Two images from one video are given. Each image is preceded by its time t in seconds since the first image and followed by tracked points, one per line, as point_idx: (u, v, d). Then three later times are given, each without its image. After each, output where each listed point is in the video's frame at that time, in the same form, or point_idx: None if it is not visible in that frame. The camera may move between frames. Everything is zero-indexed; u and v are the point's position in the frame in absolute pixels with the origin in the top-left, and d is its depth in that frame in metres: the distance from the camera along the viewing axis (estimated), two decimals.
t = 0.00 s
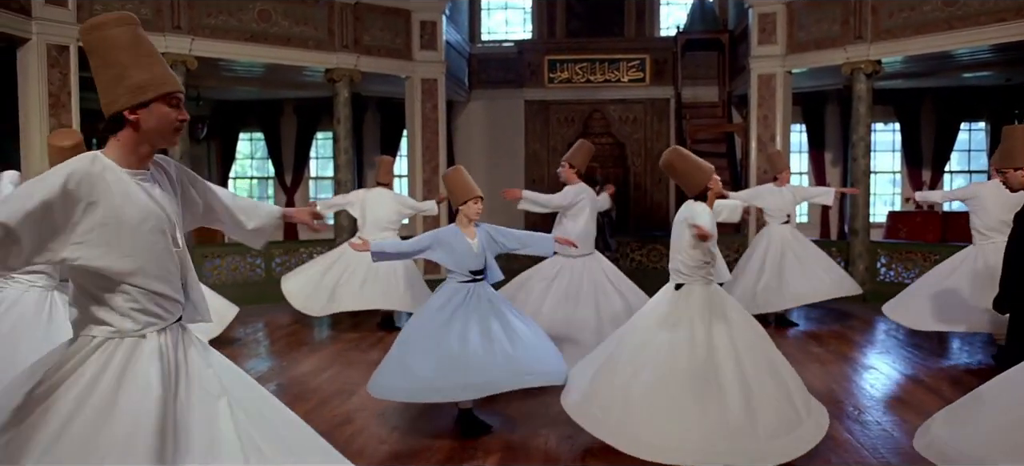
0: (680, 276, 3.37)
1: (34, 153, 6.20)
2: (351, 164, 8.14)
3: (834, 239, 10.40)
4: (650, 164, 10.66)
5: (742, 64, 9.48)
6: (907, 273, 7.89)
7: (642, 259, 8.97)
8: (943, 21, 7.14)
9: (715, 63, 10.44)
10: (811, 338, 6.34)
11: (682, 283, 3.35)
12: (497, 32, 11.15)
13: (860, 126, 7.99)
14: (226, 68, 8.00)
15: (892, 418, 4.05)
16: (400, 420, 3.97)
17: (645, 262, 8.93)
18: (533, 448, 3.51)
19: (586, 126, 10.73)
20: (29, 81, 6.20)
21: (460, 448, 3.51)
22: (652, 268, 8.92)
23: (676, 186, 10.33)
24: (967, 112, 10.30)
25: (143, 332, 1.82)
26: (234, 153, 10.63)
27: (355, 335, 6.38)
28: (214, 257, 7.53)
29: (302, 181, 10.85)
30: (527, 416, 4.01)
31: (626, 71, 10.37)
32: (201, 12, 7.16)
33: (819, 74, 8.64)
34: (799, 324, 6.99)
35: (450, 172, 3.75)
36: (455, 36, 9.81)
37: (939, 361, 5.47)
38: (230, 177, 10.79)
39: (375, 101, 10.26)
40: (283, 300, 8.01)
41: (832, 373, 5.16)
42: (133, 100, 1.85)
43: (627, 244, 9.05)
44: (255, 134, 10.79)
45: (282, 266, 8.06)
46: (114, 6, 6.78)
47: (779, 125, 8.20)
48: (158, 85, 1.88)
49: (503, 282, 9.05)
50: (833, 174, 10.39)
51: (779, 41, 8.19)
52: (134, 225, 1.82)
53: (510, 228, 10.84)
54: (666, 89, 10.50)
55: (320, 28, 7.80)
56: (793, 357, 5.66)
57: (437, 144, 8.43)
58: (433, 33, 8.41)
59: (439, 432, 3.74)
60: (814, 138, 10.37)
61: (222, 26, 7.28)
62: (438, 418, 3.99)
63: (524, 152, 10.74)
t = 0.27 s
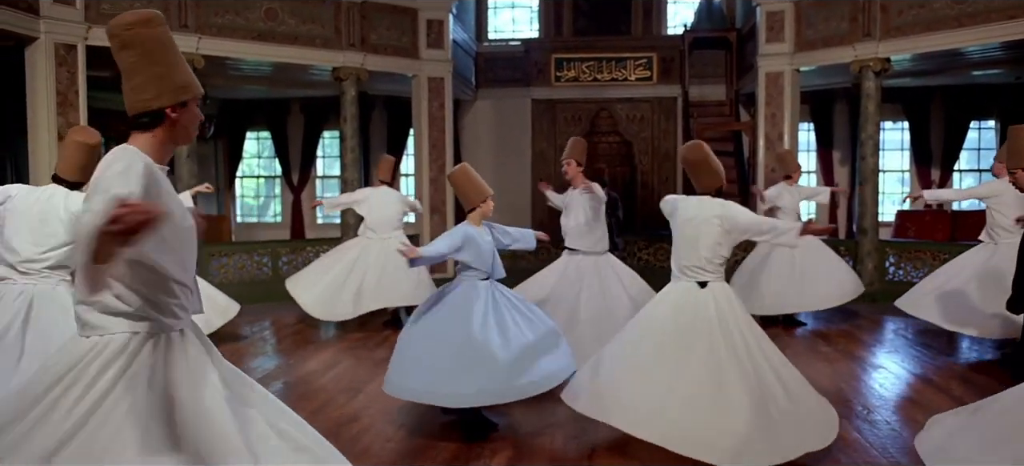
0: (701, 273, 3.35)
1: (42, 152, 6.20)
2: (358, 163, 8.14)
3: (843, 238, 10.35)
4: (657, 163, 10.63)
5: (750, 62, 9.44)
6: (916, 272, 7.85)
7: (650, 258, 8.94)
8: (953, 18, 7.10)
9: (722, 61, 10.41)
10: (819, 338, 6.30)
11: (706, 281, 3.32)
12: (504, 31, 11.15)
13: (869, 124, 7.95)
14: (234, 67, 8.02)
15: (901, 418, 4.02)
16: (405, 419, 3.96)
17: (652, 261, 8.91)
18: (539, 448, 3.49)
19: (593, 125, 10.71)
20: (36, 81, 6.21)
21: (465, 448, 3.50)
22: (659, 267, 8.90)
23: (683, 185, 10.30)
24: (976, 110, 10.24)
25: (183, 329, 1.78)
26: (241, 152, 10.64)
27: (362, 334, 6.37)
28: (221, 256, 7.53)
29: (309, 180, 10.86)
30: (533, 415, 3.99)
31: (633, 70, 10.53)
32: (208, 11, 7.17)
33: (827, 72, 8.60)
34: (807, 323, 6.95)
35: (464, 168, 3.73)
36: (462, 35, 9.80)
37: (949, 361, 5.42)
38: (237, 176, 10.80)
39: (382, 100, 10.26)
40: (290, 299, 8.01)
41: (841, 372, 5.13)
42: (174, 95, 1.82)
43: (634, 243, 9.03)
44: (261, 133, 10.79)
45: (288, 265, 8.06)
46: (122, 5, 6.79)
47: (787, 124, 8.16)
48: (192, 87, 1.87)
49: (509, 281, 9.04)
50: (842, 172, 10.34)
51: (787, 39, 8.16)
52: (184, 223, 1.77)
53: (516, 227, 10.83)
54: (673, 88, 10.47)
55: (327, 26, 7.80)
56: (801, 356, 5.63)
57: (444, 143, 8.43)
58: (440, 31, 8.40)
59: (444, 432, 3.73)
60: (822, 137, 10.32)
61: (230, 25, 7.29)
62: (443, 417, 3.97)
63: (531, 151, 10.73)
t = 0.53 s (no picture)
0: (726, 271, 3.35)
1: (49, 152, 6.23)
2: (364, 162, 8.14)
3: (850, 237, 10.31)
4: (663, 163, 10.62)
5: (757, 61, 9.41)
6: (924, 272, 7.81)
7: (656, 257, 8.93)
8: (962, 16, 7.06)
9: (729, 60, 10.37)
10: (827, 337, 6.28)
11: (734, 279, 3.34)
12: (510, 30, 11.14)
13: (876, 123, 7.91)
14: (241, 67, 8.03)
15: (910, 417, 3.99)
16: (411, 418, 3.95)
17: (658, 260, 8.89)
18: (545, 447, 3.48)
19: (599, 125, 10.69)
20: (44, 81, 6.24)
21: (472, 447, 3.49)
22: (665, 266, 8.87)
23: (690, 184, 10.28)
24: (985, 109, 10.18)
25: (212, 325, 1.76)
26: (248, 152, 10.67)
27: (368, 333, 6.37)
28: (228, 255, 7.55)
29: (315, 179, 10.88)
30: (540, 415, 3.98)
31: (640, 70, 10.37)
32: (215, 10, 7.19)
33: (835, 70, 8.57)
34: (815, 323, 6.92)
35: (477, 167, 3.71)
36: (468, 34, 9.81)
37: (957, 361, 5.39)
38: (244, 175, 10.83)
39: (388, 99, 10.26)
40: (296, 298, 8.02)
41: (849, 372, 5.10)
42: (208, 94, 1.84)
43: (641, 242, 9.01)
44: (268, 133, 10.81)
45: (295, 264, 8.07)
46: (128, 4, 6.80)
47: (794, 123, 8.13)
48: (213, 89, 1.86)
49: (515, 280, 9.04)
50: (849, 172, 10.30)
51: (794, 37, 8.13)
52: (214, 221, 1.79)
53: (523, 226, 10.83)
54: (679, 87, 10.45)
55: (333, 26, 7.80)
56: (809, 355, 5.60)
57: (450, 142, 8.42)
58: (446, 30, 8.39)
59: (450, 430, 3.72)
60: (829, 136, 10.29)
61: (236, 24, 7.30)
62: (449, 416, 3.97)
63: (537, 151, 10.72)
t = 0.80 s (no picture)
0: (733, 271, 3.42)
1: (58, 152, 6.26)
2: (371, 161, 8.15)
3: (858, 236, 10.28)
4: (670, 162, 10.60)
5: (764, 60, 9.39)
6: (933, 270, 7.77)
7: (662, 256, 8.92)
8: (971, 13, 7.01)
9: (736, 59, 10.35)
10: (835, 336, 6.26)
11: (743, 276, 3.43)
12: (517, 29, 11.14)
13: (884, 122, 7.88)
14: (248, 66, 8.05)
15: (920, 416, 3.98)
16: (418, 417, 3.95)
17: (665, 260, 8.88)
18: (552, 446, 3.48)
19: (606, 124, 10.67)
20: (52, 81, 6.26)
21: (479, 445, 3.49)
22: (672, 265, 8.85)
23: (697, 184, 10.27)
24: (994, 107, 10.13)
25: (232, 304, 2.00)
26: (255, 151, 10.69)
27: (374, 331, 6.38)
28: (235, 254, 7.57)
29: (322, 179, 10.89)
30: (547, 413, 3.98)
31: (646, 69, 10.49)
32: (221, 10, 7.19)
33: (842, 69, 8.54)
34: (822, 322, 6.90)
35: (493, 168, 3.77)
36: (474, 34, 9.81)
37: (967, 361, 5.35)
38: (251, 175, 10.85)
39: (394, 98, 10.27)
40: (303, 297, 8.03)
41: (857, 371, 5.07)
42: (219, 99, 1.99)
43: (648, 242, 8.99)
44: (275, 132, 10.83)
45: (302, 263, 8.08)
46: (136, 3, 6.82)
47: (802, 121, 8.11)
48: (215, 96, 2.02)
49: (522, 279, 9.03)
50: (857, 171, 10.26)
51: (801, 36, 8.10)
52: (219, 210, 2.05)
53: (529, 225, 10.83)
54: (686, 86, 10.43)
55: (339, 25, 7.81)
56: (817, 355, 5.57)
57: (457, 141, 8.42)
58: (452, 29, 8.39)
59: (458, 429, 3.73)
60: (837, 135, 10.26)
61: (243, 24, 7.31)
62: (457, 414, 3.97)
63: (544, 150, 10.71)
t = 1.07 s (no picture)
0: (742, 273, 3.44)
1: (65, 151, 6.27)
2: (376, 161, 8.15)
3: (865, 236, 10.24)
4: (676, 162, 10.58)
5: (770, 59, 9.36)
6: (940, 270, 7.74)
7: (668, 256, 8.90)
8: (978, 12, 6.98)
9: (742, 58, 10.33)
10: (841, 336, 6.23)
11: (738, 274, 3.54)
12: (522, 29, 11.13)
13: (891, 120, 7.85)
14: (254, 66, 8.05)
15: (928, 416, 3.95)
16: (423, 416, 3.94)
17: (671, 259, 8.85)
18: (558, 445, 3.47)
19: (611, 123, 10.65)
20: (59, 80, 6.27)
21: (484, 445, 3.48)
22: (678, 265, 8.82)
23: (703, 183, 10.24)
24: (1001, 107, 10.08)
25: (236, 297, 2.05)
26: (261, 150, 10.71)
27: (380, 331, 6.37)
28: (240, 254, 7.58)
29: (327, 179, 10.90)
30: (552, 412, 3.97)
31: (652, 69, 10.45)
32: (227, 9, 7.20)
33: (849, 68, 8.50)
34: (829, 322, 6.87)
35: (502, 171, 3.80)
36: (480, 33, 9.80)
37: (975, 360, 5.32)
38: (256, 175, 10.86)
39: (400, 98, 10.27)
40: (308, 296, 8.04)
41: (864, 371, 5.05)
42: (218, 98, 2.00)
43: (654, 241, 8.97)
44: (281, 132, 10.84)
45: (307, 263, 8.09)
46: (143, 3, 6.83)
47: (808, 120, 8.08)
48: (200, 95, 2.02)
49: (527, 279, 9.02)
50: (863, 170, 10.23)
51: (808, 35, 8.07)
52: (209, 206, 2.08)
53: (535, 225, 10.82)
54: (692, 85, 10.41)
55: (345, 24, 7.81)
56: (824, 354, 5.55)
57: (462, 141, 8.42)
58: (458, 29, 8.39)
59: (463, 428, 3.72)
60: (843, 134, 10.22)
61: (249, 23, 7.31)
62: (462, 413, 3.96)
63: (549, 150, 10.70)
